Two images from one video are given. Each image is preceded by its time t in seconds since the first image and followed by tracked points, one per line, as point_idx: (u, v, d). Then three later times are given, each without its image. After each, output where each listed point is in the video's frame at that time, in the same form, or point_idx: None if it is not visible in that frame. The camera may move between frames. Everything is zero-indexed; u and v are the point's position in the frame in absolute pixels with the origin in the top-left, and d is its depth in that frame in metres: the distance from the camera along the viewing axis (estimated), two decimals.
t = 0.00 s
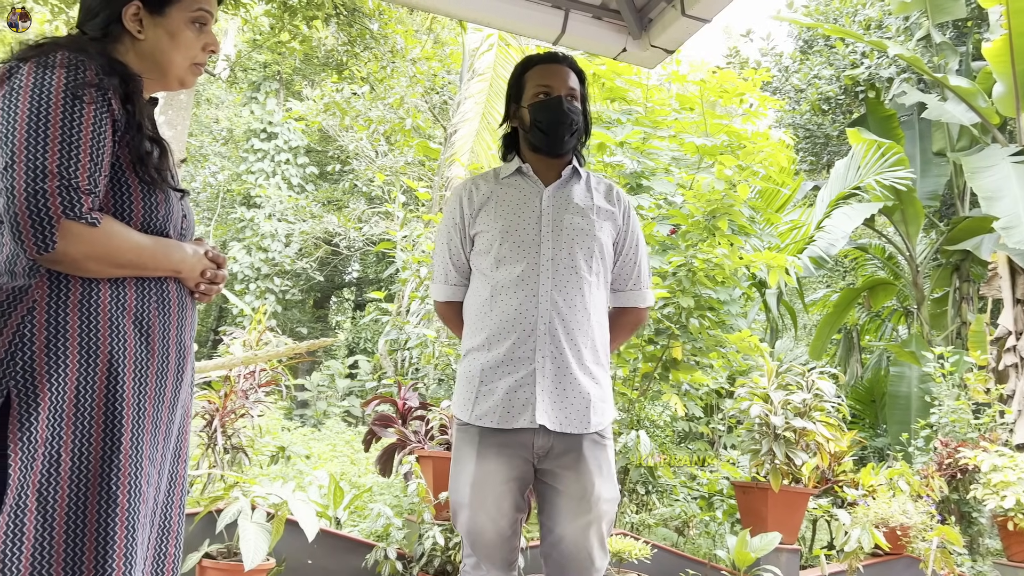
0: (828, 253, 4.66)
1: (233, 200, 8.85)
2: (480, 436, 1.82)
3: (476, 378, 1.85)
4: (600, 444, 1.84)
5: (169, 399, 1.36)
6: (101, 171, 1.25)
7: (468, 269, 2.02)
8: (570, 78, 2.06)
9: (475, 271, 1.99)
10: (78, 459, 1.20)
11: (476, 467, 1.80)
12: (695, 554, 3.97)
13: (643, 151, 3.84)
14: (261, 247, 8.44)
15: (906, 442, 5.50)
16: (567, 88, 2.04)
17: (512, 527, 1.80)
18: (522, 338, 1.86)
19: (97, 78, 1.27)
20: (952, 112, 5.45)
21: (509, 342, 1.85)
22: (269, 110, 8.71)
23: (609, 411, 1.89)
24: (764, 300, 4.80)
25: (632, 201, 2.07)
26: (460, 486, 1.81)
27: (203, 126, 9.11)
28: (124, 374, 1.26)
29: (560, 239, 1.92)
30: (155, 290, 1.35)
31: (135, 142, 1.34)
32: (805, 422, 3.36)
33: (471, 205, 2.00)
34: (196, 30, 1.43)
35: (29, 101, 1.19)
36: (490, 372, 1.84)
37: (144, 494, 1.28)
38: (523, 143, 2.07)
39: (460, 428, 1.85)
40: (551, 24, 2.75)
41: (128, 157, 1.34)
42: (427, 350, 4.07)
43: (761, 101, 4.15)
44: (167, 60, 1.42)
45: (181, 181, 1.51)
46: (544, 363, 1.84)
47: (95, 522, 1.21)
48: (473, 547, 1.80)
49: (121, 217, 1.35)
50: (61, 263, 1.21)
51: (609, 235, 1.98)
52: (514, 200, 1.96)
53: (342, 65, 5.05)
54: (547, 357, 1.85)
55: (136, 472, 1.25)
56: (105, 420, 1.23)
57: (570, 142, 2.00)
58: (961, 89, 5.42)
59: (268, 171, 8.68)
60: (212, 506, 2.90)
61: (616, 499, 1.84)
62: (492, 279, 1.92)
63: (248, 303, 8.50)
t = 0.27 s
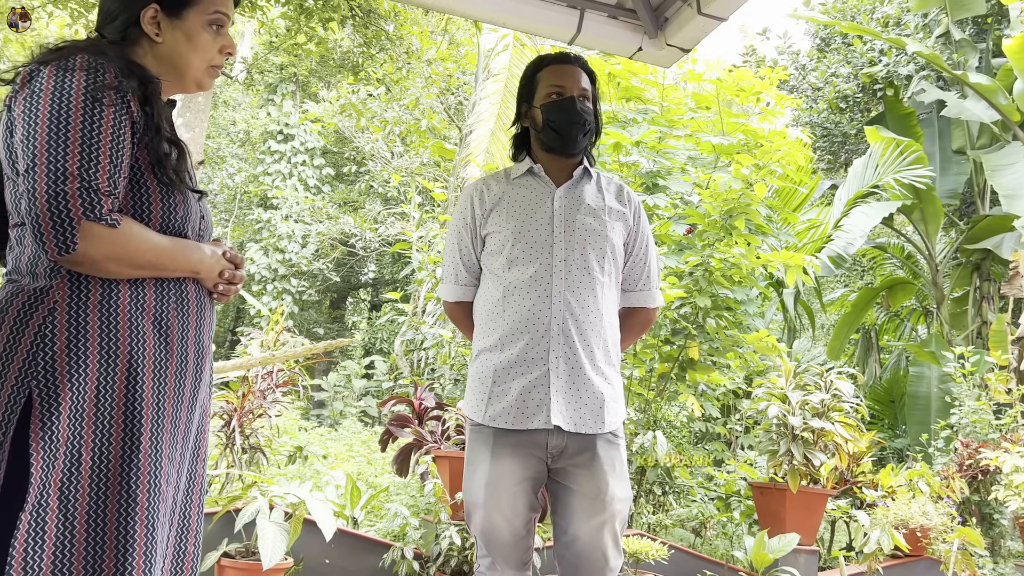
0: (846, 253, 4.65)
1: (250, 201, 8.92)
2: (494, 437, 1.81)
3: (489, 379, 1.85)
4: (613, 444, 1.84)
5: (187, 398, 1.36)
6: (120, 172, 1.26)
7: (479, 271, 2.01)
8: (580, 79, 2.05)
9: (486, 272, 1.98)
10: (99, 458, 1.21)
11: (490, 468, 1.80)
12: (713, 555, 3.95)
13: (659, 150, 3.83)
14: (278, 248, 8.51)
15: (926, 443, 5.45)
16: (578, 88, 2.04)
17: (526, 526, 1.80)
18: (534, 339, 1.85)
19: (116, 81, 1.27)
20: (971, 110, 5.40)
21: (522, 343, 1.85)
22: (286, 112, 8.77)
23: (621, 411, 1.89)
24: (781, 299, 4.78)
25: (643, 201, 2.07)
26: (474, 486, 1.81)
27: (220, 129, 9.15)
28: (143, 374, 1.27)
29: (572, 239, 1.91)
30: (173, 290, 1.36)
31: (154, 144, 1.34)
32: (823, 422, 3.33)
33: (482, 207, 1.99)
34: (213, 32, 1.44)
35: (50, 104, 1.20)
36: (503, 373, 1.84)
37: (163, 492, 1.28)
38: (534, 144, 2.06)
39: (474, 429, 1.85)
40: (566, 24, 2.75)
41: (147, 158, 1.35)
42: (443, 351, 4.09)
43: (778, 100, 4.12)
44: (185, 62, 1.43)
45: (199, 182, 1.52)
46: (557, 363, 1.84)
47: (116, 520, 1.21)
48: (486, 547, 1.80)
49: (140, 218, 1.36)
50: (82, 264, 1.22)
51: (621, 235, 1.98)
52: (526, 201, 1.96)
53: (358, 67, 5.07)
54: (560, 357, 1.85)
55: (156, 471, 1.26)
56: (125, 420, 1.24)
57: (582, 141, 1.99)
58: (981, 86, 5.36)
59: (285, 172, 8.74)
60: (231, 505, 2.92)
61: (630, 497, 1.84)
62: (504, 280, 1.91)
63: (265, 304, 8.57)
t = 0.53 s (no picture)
0: (859, 252, 4.62)
1: (263, 202, 8.97)
2: (505, 436, 1.82)
3: (499, 377, 1.85)
4: (625, 443, 1.83)
5: (203, 397, 1.37)
6: (137, 173, 1.27)
7: (491, 270, 2.02)
8: (593, 79, 2.05)
9: (497, 271, 1.98)
10: (116, 457, 1.22)
11: (501, 466, 1.80)
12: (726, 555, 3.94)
13: (671, 149, 3.83)
14: (291, 249, 8.56)
15: (940, 443, 5.41)
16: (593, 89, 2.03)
17: (537, 525, 1.80)
18: (545, 338, 1.85)
19: (132, 82, 1.28)
20: (987, 107, 5.32)
21: (531, 342, 1.85)
22: (298, 112, 8.81)
23: (632, 411, 1.89)
24: (795, 299, 4.77)
25: (655, 201, 2.06)
26: (485, 485, 1.82)
27: (233, 130, 9.20)
28: (159, 374, 1.28)
29: (582, 238, 1.91)
30: (189, 290, 1.37)
31: (169, 145, 1.35)
32: (836, 423, 3.32)
33: (493, 206, 1.99)
34: (227, 34, 1.45)
35: (68, 106, 1.21)
36: (513, 371, 1.84)
37: (179, 491, 1.29)
38: (547, 143, 2.06)
39: (485, 428, 1.85)
40: (578, 23, 2.75)
41: (163, 159, 1.36)
42: (455, 350, 4.10)
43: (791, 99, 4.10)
44: (199, 64, 1.44)
45: (214, 183, 1.52)
46: (567, 363, 1.83)
47: (132, 519, 1.22)
48: (497, 545, 1.80)
49: (157, 218, 1.37)
50: (100, 264, 1.23)
51: (633, 235, 1.97)
52: (536, 200, 1.96)
53: (370, 68, 5.09)
54: (570, 356, 1.85)
55: (172, 470, 1.27)
56: (141, 419, 1.25)
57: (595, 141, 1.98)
58: (996, 84, 5.34)
59: (297, 173, 8.78)
60: (245, 504, 2.94)
61: (643, 497, 1.84)
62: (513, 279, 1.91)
63: (278, 304, 8.61)
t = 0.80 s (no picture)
0: (867, 251, 4.61)
1: (270, 202, 9.00)
2: (513, 435, 1.82)
3: (507, 376, 1.86)
4: (634, 444, 1.82)
5: (210, 396, 1.37)
6: (145, 173, 1.27)
7: (502, 269, 2.02)
8: (608, 79, 2.04)
9: (508, 271, 1.99)
10: (123, 456, 1.23)
11: (510, 465, 1.80)
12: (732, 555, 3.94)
13: (678, 149, 3.83)
14: (298, 248, 8.58)
15: (948, 443, 5.40)
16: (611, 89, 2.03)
17: (544, 524, 1.80)
18: (554, 337, 1.86)
19: (140, 82, 1.29)
20: (995, 106, 5.32)
21: (540, 341, 1.85)
22: (305, 112, 8.83)
23: (643, 412, 1.87)
24: (801, 298, 4.76)
25: (668, 201, 2.04)
26: (494, 484, 1.82)
27: (240, 129, 9.21)
28: (167, 373, 1.28)
29: (591, 237, 1.91)
30: (196, 289, 1.37)
31: (177, 145, 1.36)
32: (844, 423, 3.32)
33: (504, 206, 2.00)
34: (234, 34, 1.45)
35: (75, 106, 1.22)
36: (521, 370, 1.85)
37: (187, 490, 1.30)
38: (562, 143, 2.06)
39: (494, 427, 1.86)
40: (584, 23, 2.74)
41: (170, 159, 1.36)
42: (461, 350, 4.11)
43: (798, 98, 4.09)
44: (206, 65, 1.44)
45: (221, 182, 1.53)
46: (575, 362, 1.83)
47: (140, 518, 1.23)
48: (506, 543, 1.81)
49: (164, 218, 1.37)
50: (107, 263, 1.23)
51: (644, 234, 1.97)
52: (547, 200, 1.96)
53: (376, 68, 5.10)
54: (579, 355, 1.85)
55: (179, 469, 1.27)
56: (148, 419, 1.25)
57: (609, 140, 1.97)
58: (1006, 82, 5.30)
59: (304, 173, 8.80)
60: (252, 503, 2.94)
61: (652, 498, 1.83)
62: (522, 279, 1.92)
63: (285, 304, 8.64)
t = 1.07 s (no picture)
0: (868, 251, 4.64)
1: (271, 201, 9.01)
2: (520, 434, 1.82)
3: (516, 375, 1.86)
4: (641, 445, 1.82)
5: (211, 396, 1.38)
6: (145, 174, 1.27)
7: (513, 269, 2.03)
8: (621, 79, 2.04)
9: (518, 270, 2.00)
10: (124, 455, 1.23)
11: (516, 466, 1.81)
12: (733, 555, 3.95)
13: (679, 149, 3.83)
14: (299, 248, 8.59)
15: (949, 443, 5.40)
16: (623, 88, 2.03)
17: (550, 525, 1.80)
18: (562, 337, 1.86)
19: (141, 83, 1.29)
20: (997, 106, 5.31)
21: (548, 341, 1.86)
22: (306, 112, 8.83)
23: (651, 413, 1.87)
24: (803, 299, 4.76)
25: (680, 202, 2.03)
26: (501, 484, 1.82)
27: (242, 129, 9.22)
28: (168, 373, 1.29)
29: (600, 237, 1.91)
30: (197, 290, 1.38)
31: (177, 146, 1.36)
32: (845, 423, 3.32)
33: (515, 206, 2.01)
34: (236, 35, 1.45)
35: (76, 107, 1.22)
36: (529, 369, 1.85)
37: (187, 491, 1.30)
38: (574, 142, 2.07)
39: (501, 426, 1.86)
40: (585, 23, 2.74)
41: (171, 160, 1.37)
42: (462, 350, 4.12)
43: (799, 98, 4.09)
44: (207, 65, 1.44)
45: (222, 183, 1.53)
46: (583, 362, 1.84)
47: (141, 517, 1.23)
48: (511, 543, 1.81)
49: (165, 219, 1.37)
50: (109, 264, 1.24)
51: (654, 235, 1.96)
52: (557, 200, 1.97)
53: (378, 67, 5.10)
54: (587, 356, 1.84)
55: (180, 469, 1.28)
56: (149, 419, 1.26)
57: (619, 139, 1.97)
58: (1007, 82, 5.29)
59: (305, 173, 8.81)
60: (253, 503, 2.95)
61: (658, 500, 1.83)
62: (532, 278, 1.93)
63: (287, 303, 8.65)
